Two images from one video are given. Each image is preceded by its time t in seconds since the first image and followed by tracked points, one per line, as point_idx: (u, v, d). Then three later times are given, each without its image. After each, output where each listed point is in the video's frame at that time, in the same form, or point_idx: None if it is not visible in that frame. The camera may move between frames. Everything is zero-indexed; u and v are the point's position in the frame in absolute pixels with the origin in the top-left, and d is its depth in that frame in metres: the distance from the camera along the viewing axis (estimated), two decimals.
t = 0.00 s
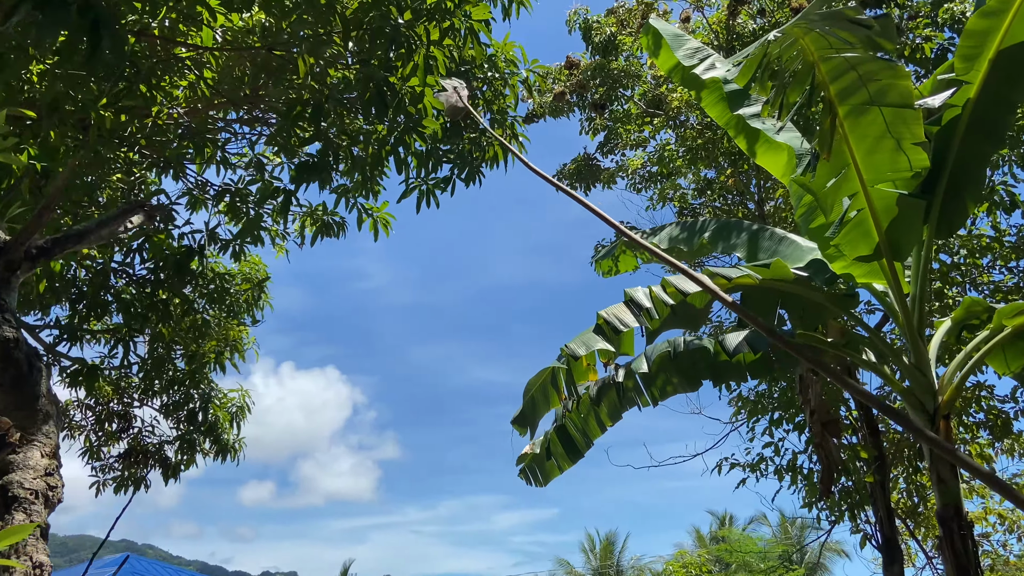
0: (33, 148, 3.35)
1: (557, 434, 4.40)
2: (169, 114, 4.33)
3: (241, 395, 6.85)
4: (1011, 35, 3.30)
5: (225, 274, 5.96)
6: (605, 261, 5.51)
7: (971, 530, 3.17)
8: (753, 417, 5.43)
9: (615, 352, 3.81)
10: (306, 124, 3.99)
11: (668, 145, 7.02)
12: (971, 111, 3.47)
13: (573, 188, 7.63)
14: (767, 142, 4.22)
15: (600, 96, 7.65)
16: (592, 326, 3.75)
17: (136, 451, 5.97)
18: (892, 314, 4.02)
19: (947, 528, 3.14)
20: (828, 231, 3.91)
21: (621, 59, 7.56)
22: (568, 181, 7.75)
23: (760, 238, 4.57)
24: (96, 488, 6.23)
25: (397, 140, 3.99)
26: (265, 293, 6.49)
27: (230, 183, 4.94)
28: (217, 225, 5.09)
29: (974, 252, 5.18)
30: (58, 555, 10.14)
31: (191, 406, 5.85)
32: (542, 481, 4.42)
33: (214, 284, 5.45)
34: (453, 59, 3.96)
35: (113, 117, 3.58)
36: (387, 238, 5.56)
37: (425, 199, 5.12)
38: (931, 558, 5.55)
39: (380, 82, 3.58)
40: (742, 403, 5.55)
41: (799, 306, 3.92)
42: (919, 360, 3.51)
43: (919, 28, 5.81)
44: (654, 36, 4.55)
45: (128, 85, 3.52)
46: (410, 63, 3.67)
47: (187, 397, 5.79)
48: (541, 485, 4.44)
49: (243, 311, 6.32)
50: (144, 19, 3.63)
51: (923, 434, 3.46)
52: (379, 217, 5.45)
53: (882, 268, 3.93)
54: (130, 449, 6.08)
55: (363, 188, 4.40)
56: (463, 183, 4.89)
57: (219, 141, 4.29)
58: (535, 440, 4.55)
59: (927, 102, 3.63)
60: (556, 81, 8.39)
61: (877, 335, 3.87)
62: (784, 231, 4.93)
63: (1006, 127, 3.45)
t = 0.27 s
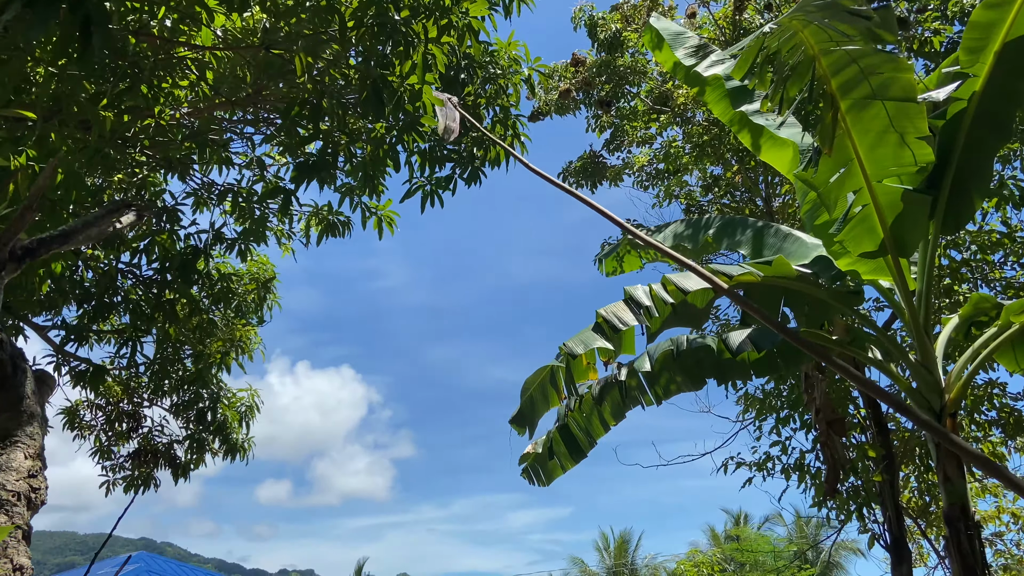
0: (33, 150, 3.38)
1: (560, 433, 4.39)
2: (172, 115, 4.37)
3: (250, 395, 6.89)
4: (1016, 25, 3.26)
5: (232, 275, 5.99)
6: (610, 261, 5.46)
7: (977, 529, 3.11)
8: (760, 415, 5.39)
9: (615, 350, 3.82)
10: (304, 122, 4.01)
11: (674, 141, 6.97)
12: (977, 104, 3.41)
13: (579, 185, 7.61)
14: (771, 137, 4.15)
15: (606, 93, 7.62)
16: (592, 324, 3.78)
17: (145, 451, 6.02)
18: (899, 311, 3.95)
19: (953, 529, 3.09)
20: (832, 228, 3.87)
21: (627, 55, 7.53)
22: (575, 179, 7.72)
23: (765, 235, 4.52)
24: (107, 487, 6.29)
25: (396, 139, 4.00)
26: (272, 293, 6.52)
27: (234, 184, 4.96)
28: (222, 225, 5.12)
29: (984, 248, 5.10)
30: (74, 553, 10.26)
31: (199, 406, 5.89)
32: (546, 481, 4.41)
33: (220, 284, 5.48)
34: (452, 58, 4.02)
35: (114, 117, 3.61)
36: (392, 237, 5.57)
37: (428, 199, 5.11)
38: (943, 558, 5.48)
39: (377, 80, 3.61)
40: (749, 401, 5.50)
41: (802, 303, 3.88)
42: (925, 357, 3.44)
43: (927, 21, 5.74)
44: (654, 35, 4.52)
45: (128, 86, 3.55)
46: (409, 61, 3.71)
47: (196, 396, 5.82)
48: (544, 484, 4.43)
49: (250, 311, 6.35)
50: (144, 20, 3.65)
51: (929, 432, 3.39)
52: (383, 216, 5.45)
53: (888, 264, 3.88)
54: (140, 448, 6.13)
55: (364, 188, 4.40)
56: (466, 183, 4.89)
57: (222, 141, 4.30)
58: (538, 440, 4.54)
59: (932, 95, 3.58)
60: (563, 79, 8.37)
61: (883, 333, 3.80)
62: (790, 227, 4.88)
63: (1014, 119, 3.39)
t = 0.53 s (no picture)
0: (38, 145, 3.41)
1: (564, 427, 4.38)
2: (177, 110, 4.39)
3: (260, 390, 6.93)
4: None
5: (239, 270, 6.03)
6: (615, 255, 5.43)
7: (984, 523, 3.07)
8: (767, 409, 5.35)
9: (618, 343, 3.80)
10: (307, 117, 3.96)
11: (682, 134, 6.93)
12: (984, 93, 3.36)
13: (587, 179, 7.59)
14: (777, 129, 4.03)
15: (613, 86, 7.59)
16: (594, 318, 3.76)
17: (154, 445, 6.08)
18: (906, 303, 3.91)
19: (960, 523, 3.04)
20: (838, 219, 3.82)
21: (634, 48, 7.48)
22: (582, 172, 7.70)
23: (772, 228, 4.48)
24: (117, 481, 6.35)
25: (398, 133, 4.00)
26: (280, 288, 6.55)
27: (240, 179, 4.99)
28: (228, 220, 5.15)
29: (994, 239, 5.03)
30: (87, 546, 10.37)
31: (208, 400, 5.94)
32: (549, 475, 4.41)
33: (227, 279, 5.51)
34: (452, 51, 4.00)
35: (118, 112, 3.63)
36: (397, 232, 5.57)
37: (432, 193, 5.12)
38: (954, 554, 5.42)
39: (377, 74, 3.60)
40: (757, 395, 5.47)
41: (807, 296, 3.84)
42: (932, 349, 3.38)
43: (937, 10, 5.66)
44: (657, 29, 4.48)
45: (132, 81, 3.58)
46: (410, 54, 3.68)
47: (205, 391, 5.86)
48: (548, 478, 4.43)
49: (258, 306, 6.39)
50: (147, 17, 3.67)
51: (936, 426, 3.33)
52: (389, 211, 5.46)
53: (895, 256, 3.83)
54: (150, 442, 6.19)
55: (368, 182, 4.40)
56: (470, 177, 4.88)
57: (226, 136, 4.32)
58: (542, 434, 4.54)
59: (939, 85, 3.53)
60: (569, 72, 8.33)
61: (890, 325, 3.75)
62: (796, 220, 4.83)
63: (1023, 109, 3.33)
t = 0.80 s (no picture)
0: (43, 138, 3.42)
1: (569, 419, 4.38)
2: (182, 102, 4.39)
3: (267, 382, 6.97)
4: None
5: (245, 262, 6.04)
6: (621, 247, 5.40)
7: (991, 515, 3.05)
8: (774, 401, 5.33)
9: (622, 335, 3.80)
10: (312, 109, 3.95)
11: (689, 124, 6.88)
12: (994, 81, 3.30)
13: (593, 170, 7.56)
14: (784, 119, 4.00)
15: (620, 76, 7.54)
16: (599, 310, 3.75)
17: (163, 436, 6.13)
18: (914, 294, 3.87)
19: (967, 515, 3.02)
20: (846, 210, 3.78)
21: (641, 37, 7.42)
22: (589, 163, 7.67)
23: (779, 219, 4.45)
24: (126, 472, 6.40)
25: (401, 124, 3.99)
26: (287, 280, 6.57)
27: (245, 171, 5.00)
28: (234, 212, 5.16)
29: (1005, 229, 4.98)
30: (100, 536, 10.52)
31: (216, 392, 5.97)
32: (554, 466, 4.42)
33: (234, 271, 5.53)
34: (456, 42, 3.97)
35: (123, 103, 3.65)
36: (403, 224, 5.57)
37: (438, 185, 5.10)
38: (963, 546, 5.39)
39: (378, 65, 3.59)
40: (764, 387, 5.45)
41: (813, 287, 3.82)
42: (940, 340, 3.34)
43: None
44: (663, 19, 4.45)
45: (137, 73, 3.59)
46: (411, 45, 3.66)
47: (213, 382, 5.89)
48: (553, 470, 4.44)
49: (265, 299, 6.41)
50: (150, 8, 3.67)
51: (943, 417, 3.29)
52: (394, 203, 5.45)
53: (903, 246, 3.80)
54: (158, 433, 6.24)
55: (373, 174, 4.40)
56: (476, 168, 4.86)
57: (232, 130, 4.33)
58: (547, 425, 4.54)
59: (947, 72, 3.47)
60: (575, 62, 8.28)
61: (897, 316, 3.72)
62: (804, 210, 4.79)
63: None
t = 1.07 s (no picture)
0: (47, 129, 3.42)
1: (573, 410, 4.40)
2: (186, 94, 4.39)
3: (272, 373, 6.99)
4: None
5: (250, 254, 6.06)
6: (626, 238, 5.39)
7: (997, 506, 3.05)
8: (778, 392, 5.34)
9: (627, 326, 3.81)
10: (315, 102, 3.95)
11: (694, 115, 6.85)
12: (1002, 69, 3.28)
13: (598, 161, 7.55)
14: (790, 109, 3.99)
15: (625, 66, 7.51)
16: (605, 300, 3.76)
17: (168, 427, 6.16)
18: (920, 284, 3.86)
19: (974, 506, 3.02)
20: (852, 200, 3.76)
21: (646, 27, 7.39)
22: (593, 154, 7.65)
23: (784, 209, 4.43)
24: (133, 463, 6.44)
25: (405, 115, 3.98)
26: (291, 272, 6.58)
27: (249, 163, 5.00)
28: (238, 204, 5.16)
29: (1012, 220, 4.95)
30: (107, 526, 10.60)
31: (222, 383, 6.00)
32: (559, 456, 4.44)
33: (239, 263, 5.55)
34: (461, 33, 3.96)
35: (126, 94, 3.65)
36: (408, 215, 5.57)
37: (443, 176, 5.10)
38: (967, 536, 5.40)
39: (382, 56, 3.58)
40: (768, 378, 5.45)
41: (818, 277, 3.81)
42: (946, 331, 3.33)
43: None
44: (668, 10, 4.43)
45: (140, 65, 3.59)
46: (416, 36, 3.66)
47: (218, 374, 5.91)
48: (558, 460, 4.45)
49: (270, 290, 6.42)
50: None
51: (949, 408, 3.29)
52: (399, 194, 5.46)
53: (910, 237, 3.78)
54: (164, 424, 6.27)
55: (377, 165, 4.40)
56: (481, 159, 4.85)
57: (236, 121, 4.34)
58: (552, 416, 4.55)
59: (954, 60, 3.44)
60: (580, 53, 8.25)
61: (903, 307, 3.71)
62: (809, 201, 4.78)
63: None
